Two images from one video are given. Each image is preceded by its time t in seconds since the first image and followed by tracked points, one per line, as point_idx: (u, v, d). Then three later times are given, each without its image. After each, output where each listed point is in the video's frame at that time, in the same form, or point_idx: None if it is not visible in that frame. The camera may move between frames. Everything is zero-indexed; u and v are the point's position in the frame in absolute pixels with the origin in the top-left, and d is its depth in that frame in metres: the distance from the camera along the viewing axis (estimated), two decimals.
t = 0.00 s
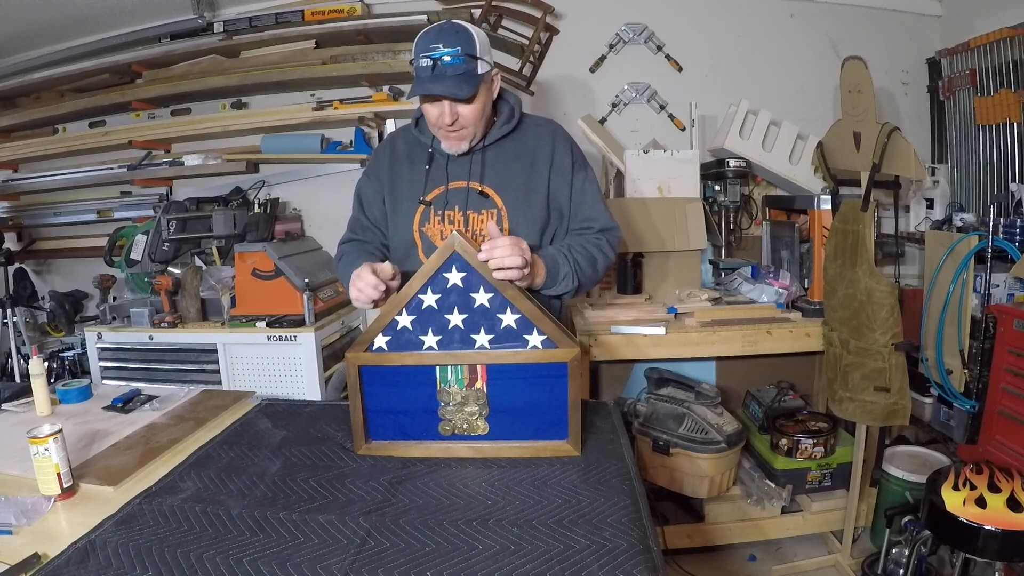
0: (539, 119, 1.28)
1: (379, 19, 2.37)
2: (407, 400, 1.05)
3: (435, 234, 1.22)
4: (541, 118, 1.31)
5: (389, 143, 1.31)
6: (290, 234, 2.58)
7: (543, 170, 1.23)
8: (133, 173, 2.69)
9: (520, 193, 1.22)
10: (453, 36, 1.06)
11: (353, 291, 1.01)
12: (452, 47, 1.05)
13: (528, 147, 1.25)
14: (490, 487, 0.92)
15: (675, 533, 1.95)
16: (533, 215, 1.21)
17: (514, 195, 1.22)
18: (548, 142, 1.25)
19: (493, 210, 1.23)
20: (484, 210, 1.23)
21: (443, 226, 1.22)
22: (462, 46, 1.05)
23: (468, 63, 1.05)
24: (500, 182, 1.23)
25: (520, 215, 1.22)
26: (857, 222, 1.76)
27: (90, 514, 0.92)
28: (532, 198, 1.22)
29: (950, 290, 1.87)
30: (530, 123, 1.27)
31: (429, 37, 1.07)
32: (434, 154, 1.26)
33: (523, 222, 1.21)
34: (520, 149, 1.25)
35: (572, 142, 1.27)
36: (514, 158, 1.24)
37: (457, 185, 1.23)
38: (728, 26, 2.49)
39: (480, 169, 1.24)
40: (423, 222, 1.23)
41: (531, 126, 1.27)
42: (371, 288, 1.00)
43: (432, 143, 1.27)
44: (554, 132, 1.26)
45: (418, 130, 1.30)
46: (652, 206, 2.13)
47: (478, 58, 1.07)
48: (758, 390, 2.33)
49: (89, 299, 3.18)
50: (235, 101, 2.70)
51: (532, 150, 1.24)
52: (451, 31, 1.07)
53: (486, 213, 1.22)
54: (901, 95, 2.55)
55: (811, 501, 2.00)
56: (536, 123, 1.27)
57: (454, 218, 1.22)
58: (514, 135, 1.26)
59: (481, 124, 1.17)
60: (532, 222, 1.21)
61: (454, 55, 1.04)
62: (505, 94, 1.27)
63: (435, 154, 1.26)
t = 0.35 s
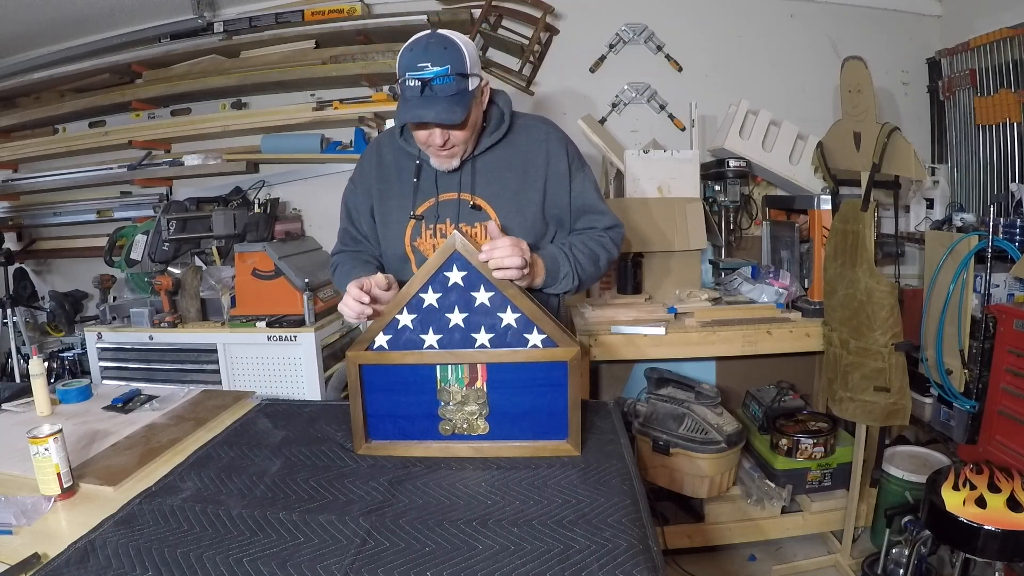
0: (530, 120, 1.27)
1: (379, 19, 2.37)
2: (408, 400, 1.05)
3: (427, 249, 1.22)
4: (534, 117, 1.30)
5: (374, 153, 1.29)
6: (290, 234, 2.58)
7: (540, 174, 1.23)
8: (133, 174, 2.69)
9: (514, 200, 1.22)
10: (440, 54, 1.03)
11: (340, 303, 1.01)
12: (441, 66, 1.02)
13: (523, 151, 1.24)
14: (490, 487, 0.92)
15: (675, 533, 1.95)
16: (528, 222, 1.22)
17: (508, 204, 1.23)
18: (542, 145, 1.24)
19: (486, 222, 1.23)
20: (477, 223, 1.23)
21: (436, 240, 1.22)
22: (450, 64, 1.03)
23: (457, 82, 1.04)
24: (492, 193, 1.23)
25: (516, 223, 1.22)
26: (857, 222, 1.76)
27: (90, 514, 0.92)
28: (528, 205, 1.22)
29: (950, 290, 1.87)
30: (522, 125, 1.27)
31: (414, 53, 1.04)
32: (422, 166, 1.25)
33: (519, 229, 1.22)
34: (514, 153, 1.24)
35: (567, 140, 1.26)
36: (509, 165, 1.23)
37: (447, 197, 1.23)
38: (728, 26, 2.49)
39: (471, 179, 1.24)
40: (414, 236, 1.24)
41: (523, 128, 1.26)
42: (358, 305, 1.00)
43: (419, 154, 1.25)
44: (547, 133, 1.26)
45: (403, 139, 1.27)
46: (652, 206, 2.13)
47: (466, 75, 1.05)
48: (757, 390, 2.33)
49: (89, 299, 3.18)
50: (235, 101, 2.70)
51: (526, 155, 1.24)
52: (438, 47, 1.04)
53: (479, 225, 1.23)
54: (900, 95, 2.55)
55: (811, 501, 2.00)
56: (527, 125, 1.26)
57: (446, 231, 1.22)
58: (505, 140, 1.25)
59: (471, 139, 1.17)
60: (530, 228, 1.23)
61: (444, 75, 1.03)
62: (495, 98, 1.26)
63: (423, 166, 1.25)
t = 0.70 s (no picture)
0: (530, 126, 1.27)
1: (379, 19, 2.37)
2: (408, 399, 1.05)
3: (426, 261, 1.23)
4: (534, 122, 1.29)
5: (370, 163, 1.29)
6: (290, 234, 2.58)
7: (540, 181, 1.23)
8: (133, 174, 2.69)
9: (515, 210, 1.22)
10: (433, 76, 1.01)
11: (341, 303, 1.02)
12: (436, 90, 1.01)
13: (524, 160, 1.24)
14: (490, 488, 0.92)
15: (675, 533, 1.95)
16: (529, 231, 1.22)
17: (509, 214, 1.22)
18: (543, 152, 1.25)
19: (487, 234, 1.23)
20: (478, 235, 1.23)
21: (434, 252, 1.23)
22: (444, 86, 1.02)
23: (453, 105, 1.03)
24: (492, 203, 1.23)
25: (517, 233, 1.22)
26: (857, 222, 1.76)
27: (90, 514, 0.92)
28: (529, 213, 1.22)
29: (950, 290, 1.87)
30: (522, 131, 1.26)
31: (407, 77, 1.02)
32: (420, 178, 1.25)
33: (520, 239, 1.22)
34: (515, 160, 1.24)
35: (568, 146, 1.27)
36: (509, 173, 1.24)
37: (447, 208, 1.24)
38: (728, 26, 2.49)
39: (472, 191, 1.24)
40: (413, 248, 1.25)
41: (524, 134, 1.26)
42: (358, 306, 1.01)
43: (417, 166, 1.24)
44: (548, 140, 1.26)
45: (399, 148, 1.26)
46: (652, 206, 2.13)
47: (462, 94, 1.04)
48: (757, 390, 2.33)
49: (89, 299, 3.18)
50: (235, 101, 2.70)
51: (527, 164, 1.24)
52: (431, 68, 1.02)
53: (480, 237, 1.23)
54: (900, 95, 2.55)
55: (811, 501, 2.00)
56: (527, 132, 1.26)
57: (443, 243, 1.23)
58: (506, 148, 1.25)
59: (470, 153, 1.17)
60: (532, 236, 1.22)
61: (440, 99, 1.02)
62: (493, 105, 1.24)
63: (421, 177, 1.25)
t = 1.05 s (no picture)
0: (530, 129, 1.27)
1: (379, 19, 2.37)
2: (407, 400, 1.05)
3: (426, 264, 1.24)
4: (534, 125, 1.29)
5: (370, 164, 1.28)
6: (290, 234, 2.58)
7: (541, 184, 1.24)
8: (133, 174, 2.69)
9: (515, 213, 1.23)
10: (433, 82, 1.01)
11: (341, 305, 1.02)
12: (437, 96, 1.01)
13: (524, 164, 1.24)
14: (490, 488, 0.92)
15: (674, 533, 1.95)
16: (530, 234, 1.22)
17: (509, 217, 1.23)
18: (544, 157, 1.24)
19: (488, 238, 1.22)
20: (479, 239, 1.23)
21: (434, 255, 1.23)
22: (445, 92, 1.01)
23: (455, 110, 1.03)
24: (493, 207, 1.24)
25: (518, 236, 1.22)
26: (857, 222, 1.76)
27: (90, 514, 0.92)
28: (530, 216, 1.22)
29: (950, 290, 1.87)
30: (522, 135, 1.26)
31: (406, 85, 1.01)
32: (421, 181, 1.24)
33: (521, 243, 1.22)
34: (516, 164, 1.24)
35: (568, 149, 1.26)
36: (511, 177, 1.24)
37: (447, 212, 1.24)
38: (728, 26, 2.49)
39: (473, 195, 1.24)
40: (413, 251, 1.25)
41: (524, 138, 1.26)
42: (358, 309, 1.01)
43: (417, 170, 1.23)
44: (549, 143, 1.25)
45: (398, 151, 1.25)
46: (652, 206, 2.13)
47: (462, 99, 1.04)
48: (758, 390, 2.33)
49: (89, 299, 3.18)
50: (235, 101, 2.70)
51: (528, 168, 1.24)
52: (430, 74, 1.01)
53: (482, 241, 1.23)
54: (900, 95, 2.55)
55: (811, 501, 2.00)
56: (528, 135, 1.26)
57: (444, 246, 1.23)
58: (507, 152, 1.24)
59: (473, 157, 1.17)
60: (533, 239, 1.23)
61: (442, 106, 1.01)
62: (494, 108, 1.23)
63: (422, 180, 1.24)
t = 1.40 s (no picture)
0: (529, 130, 1.27)
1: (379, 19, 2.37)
2: (407, 401, 1.05)
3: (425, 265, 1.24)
4: (533, 126, 1.29)
5: (368, 165, 1.28)
6: (290, 234, 2.58)
7: (540, 186, 1.24)
8: (133, 174, 2.69)
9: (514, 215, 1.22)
10: (429, 83, 1.01)
11: (340, 307, 1.02)
12: (433, 96, 1.00)
13: (523, 166, 1.24)
14: (490, 488, 0.92)
15: (674, 533, 1.95)
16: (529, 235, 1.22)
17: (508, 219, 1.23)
18: (543, 158, 1.24)
19: (488, 239, 1.22)
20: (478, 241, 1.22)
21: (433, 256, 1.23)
22: (441, 92, 1.01)
23: (453, 110, 1.03)
24: (491, 208, 1.23)
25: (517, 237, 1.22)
26: (857, 222, 1.76)
27: (90, 514, 0.92)
28: (528, 217, 1.22)
29: (950, 290, 1.87)
30: (521, 137, 1.26)
31: (402, 88, 1.01)
32: (419, 182, 1.24)
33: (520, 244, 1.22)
34: (514, 166, 1.24)
35: (567, 151, 1.26)
36: (509, 179, 1.24)
37: (446, 213, 1.24)
38: (728, 26, 2.49)
39: (471, 196, 1.24)
40: (412, 252, 1.25)
41: (522, 140, 1.26)
42: (358, 310, 1.01)
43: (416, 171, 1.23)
44: (547, 145, 1.25)
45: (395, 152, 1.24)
46: (652, 206, 2.13)
47: (459, 97, 1.03)
48: (758, 390, 2.33)
49: (89, 299, 3.19)
50: (235, 101, 2.70)
51: (527, 170, 1.24)
52: (425, 75, 1.01)
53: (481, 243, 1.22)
54: (900, 95, 2.55)
55: (811, 501, 2.00)
56: (526, 137, 1.26)
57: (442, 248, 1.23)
58: (505, 153, 1.24)
59: (473, 156, 1.17)
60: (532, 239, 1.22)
61: (440, 106, 1.01)
62: (490, 108, 1.23)
63: (420, 182, 1.24)
